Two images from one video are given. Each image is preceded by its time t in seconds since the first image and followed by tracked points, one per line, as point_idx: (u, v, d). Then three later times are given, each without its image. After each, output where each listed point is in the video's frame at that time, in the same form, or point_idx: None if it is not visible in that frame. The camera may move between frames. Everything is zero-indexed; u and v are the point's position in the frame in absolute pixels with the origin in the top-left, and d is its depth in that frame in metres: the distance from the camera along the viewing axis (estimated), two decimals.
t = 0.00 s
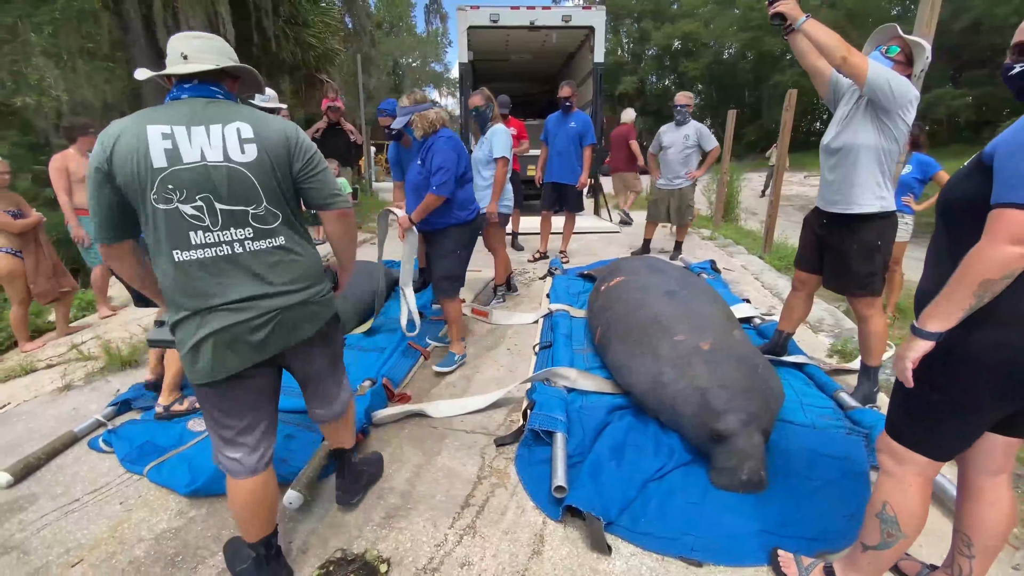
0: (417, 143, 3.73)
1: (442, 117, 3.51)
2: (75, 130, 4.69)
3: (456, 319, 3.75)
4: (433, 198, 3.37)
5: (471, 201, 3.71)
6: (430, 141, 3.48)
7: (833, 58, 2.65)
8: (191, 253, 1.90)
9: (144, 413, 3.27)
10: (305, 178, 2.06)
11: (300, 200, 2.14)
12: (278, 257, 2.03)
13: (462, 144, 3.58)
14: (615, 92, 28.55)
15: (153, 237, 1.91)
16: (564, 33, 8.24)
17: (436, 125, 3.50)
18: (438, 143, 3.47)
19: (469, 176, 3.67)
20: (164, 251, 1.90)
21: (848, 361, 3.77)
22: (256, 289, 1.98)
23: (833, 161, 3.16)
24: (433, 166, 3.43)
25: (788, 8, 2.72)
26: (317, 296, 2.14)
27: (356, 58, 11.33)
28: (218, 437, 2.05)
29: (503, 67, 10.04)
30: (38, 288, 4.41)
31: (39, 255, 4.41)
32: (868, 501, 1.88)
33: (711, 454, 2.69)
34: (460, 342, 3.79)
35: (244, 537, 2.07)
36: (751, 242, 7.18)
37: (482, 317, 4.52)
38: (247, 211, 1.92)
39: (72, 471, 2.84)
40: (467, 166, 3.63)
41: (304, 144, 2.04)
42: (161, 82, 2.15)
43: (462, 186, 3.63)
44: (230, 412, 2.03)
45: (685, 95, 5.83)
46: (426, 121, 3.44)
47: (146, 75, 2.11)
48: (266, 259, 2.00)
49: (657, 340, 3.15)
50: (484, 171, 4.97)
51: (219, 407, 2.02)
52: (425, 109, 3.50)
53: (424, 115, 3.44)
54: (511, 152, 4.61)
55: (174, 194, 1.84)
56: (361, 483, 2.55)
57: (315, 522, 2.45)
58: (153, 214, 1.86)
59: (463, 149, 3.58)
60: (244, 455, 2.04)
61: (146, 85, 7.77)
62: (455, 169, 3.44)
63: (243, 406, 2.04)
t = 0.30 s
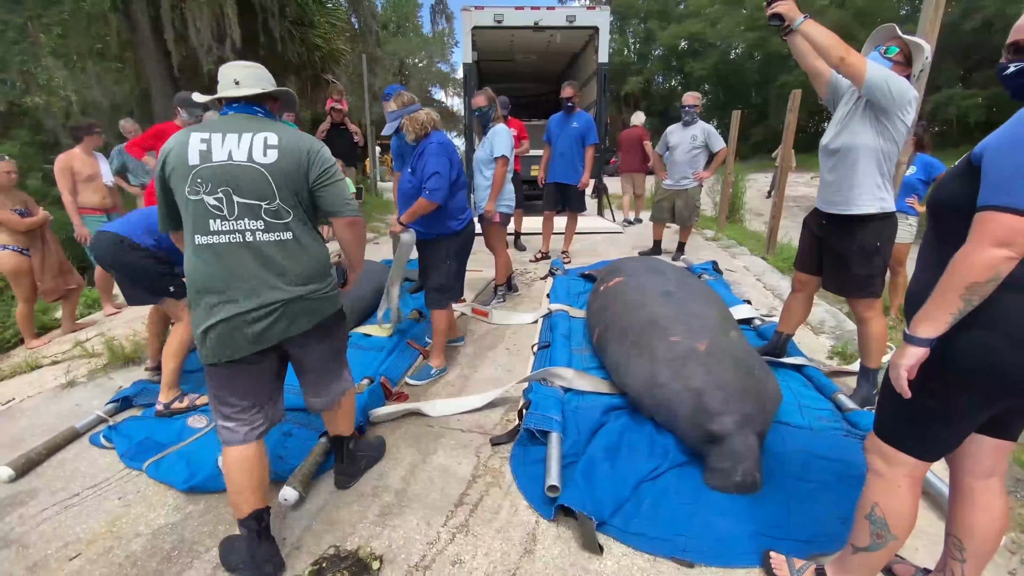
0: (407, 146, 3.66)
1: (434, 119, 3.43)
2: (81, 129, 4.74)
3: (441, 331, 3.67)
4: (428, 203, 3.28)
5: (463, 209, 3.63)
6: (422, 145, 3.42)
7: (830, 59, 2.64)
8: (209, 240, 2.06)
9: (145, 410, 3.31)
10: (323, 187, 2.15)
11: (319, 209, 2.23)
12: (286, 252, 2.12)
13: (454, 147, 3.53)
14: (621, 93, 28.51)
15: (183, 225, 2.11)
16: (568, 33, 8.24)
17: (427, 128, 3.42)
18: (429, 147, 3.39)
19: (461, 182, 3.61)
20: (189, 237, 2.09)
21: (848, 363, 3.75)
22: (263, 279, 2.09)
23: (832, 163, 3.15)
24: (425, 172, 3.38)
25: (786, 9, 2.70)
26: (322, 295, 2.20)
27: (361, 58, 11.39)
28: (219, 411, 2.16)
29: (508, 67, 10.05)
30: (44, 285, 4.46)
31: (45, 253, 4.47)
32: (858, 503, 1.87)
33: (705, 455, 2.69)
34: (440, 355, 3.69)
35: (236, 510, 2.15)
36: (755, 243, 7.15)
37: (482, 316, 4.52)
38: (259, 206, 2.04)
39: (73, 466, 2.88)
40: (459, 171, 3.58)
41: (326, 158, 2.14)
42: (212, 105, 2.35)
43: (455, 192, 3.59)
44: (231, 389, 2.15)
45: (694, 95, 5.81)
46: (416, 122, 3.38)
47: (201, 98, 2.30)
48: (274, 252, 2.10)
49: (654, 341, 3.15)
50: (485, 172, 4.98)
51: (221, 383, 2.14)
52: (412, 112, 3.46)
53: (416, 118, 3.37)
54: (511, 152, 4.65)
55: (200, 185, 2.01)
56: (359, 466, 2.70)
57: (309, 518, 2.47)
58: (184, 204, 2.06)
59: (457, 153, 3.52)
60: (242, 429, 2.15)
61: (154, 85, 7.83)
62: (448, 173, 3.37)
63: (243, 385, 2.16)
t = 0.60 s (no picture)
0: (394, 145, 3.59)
1: (419, 118, 3.33)
2: (88, 128, 4.81)
3: (440, 331, 3.68)
4: (415, 213, 3.26)
5: (453, 210, 3.57)
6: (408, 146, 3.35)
7: (830, 58, 2.63)
8: (220, 216, 2.44)
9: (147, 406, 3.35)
10: (325, 186, 2.50)
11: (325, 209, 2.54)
12: (279, 226, 2.38)
13: (440, 143, 3.40)
14: (629, 93, 28.45)
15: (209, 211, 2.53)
16: (573, 34, 8.24)
17: (412, 128, 3.34)
18: (414, 150, 3.32)
19: (449, 183, 3.54)
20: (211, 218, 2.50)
21: (849, 365, 3.73)
22: (255, 245, 2.36)
23: (832, 163, 3.15)
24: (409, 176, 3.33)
25: (786, 9, 2.69)
26: (308, 272, 2.39)
27: (368, 59, 11.45)
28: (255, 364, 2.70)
29: (513, 68, 10.07)
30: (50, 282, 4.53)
31: (51, 250, 4.53)
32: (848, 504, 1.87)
33: (700, 456, 2.69)
34: (438, 354, 3.68)
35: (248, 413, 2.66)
36: (759, 244, 7.13)
37: (482, 316, 4.51)
38: (264, 185, 2.38)
39: (75, 460, 2.92)
40: (446, 167, 3.46)
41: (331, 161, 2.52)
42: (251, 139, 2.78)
43: (444, 195, 3.53)
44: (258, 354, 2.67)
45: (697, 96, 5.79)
46: (398, 121, 3.29)
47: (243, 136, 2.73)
48: (267, 225, 2.37)
49: (651, 342, 3.14)
50: (488, 172, 4.99)
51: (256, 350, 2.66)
52: (396, 109, 3.42)
53: (399, 119, 3.29)
54: (514, 153, 4.64)
55: (222, 174, 2.46)
56: (356, 462, 2.74)
57: (305, 513, 2.50)
58: (212, 192, 2.51)
59: (444, 152, 3.41)
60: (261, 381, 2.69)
61: (162, 85, 7.89)
62: (433, 177, 3.29)
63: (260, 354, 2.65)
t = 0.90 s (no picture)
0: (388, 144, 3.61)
1: (407, 119, 3.33)
2: (97, 128, 4.87)
3: (440, 330, 3.71)
4: (395, 222, 3.30)
5: (445, 211, 3.55)
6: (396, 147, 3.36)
7: (830, 58, 2.62)
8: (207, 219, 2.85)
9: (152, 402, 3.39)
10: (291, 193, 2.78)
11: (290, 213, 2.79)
12: (234, 217, 2.67)
13: (428, 147, 3.36)
14: (636, 94, 28.38)
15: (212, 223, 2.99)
16: (579, 34, 8.23)
17: (401, 129, 3.34)
18: (399, 152, 3.32)
19: (440, 184, 3.51)
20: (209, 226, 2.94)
21: (851, 367, 3.71)
22: (212, 232, 2.66)
23: (834, 164, 3.14)
24: (394, 178, 3.33)
25: (786, 10, 2.68)
26: (245, 254, 2.57)
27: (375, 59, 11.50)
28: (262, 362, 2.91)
29: (519, 68, 10.08)
30: (58, 279, 4.59)
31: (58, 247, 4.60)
32: (844, 505, 1.87)
33: (698, 457, 2.69)
34: (440, 352, 3.75)
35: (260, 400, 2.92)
36: (765, 246, 7.10)
37: (484, 315, 4.53)
38: (232, 189, 2.79)
39: (80, 454, 2.96)
40: (434, 171, 3.42)
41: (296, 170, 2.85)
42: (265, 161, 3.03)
43: (433, 196, 3.50)
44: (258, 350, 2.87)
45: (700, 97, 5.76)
46: (386, 123, 3.31)
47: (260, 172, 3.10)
48: (225, 216, 2.69)
49: (650, 342, 3.15)
50: (491, 172, 4.99)
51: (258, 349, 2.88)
52: (386, 108, 3.40)
53: (387, 120, 3.30)
54: (518, 154, 4.70)
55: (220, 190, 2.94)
56: (355, 458, 2.76)
57: (304, 509, 2.52)
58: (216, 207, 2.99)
59: (433, 153, 3.38)
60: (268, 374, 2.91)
61: (170, 85, 7.97)
62: (414, 184, 3.28)
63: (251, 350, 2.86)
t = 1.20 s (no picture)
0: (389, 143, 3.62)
1: (409, 119, 3.37)
2: (106, 127, 4.94)
3: (441, 329, 3.73)
4: (399, 223, 3.34)
5: (445, 210, 3.56)
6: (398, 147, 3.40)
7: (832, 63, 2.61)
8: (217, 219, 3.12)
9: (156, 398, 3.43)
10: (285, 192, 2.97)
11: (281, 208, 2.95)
12: (226, 204, 2.88)
13: (429, 147, 3.39)
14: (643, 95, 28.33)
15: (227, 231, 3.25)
16: (585, 35, 8.24)
17: (402, 129, 3.39)
18: (401, 152, 3.37)
19: (441, 183, 3.53)
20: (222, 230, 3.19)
21: (854, 370, 3.70)
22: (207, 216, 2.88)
23: (837, 167, 3.13)
24: (397, 177, 3.37)
25: (789, 15, 2.67)
26: (225, 230, 2.73)
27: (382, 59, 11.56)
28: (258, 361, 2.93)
29: (525, 69, 10.10)
30: (66, 276, 4.66)
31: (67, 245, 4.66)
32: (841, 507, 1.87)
33: (697, 458, 2.69)
34: (441, 352, 3.77)
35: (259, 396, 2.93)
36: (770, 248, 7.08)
37: (487, 315, 4.56)
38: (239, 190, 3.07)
39: (86, 449, 3.00)
40: (436, 171, 3.46)
41: (296, 177, 3.06)
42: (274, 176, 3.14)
43: (433, 196, 3.52)
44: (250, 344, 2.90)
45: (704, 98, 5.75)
46: (388, 122, 3.34)
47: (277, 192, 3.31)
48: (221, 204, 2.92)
49: (650, 343, 3.15)
50: (494, 173, 5.00)
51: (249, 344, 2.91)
52: (388, 109, 3.39)
53: (389, 119, 3.34)
54: (522, 154, 4.71)
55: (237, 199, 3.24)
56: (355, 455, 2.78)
57: (304, 505, 2.55)
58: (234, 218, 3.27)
59: (434, 154, 3.43)
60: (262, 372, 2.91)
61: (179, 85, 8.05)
62: (414, 184, 3.33)
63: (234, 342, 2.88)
